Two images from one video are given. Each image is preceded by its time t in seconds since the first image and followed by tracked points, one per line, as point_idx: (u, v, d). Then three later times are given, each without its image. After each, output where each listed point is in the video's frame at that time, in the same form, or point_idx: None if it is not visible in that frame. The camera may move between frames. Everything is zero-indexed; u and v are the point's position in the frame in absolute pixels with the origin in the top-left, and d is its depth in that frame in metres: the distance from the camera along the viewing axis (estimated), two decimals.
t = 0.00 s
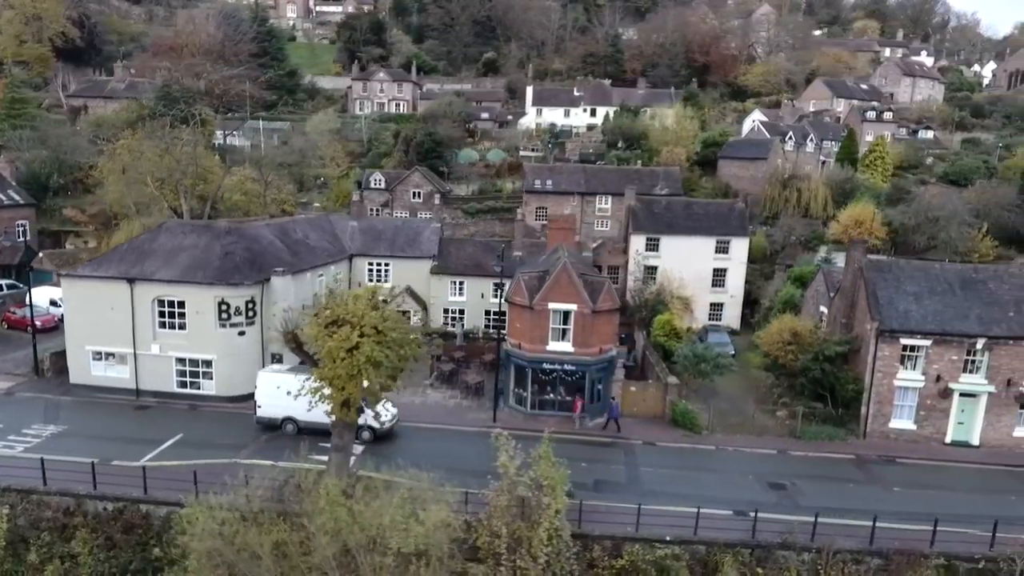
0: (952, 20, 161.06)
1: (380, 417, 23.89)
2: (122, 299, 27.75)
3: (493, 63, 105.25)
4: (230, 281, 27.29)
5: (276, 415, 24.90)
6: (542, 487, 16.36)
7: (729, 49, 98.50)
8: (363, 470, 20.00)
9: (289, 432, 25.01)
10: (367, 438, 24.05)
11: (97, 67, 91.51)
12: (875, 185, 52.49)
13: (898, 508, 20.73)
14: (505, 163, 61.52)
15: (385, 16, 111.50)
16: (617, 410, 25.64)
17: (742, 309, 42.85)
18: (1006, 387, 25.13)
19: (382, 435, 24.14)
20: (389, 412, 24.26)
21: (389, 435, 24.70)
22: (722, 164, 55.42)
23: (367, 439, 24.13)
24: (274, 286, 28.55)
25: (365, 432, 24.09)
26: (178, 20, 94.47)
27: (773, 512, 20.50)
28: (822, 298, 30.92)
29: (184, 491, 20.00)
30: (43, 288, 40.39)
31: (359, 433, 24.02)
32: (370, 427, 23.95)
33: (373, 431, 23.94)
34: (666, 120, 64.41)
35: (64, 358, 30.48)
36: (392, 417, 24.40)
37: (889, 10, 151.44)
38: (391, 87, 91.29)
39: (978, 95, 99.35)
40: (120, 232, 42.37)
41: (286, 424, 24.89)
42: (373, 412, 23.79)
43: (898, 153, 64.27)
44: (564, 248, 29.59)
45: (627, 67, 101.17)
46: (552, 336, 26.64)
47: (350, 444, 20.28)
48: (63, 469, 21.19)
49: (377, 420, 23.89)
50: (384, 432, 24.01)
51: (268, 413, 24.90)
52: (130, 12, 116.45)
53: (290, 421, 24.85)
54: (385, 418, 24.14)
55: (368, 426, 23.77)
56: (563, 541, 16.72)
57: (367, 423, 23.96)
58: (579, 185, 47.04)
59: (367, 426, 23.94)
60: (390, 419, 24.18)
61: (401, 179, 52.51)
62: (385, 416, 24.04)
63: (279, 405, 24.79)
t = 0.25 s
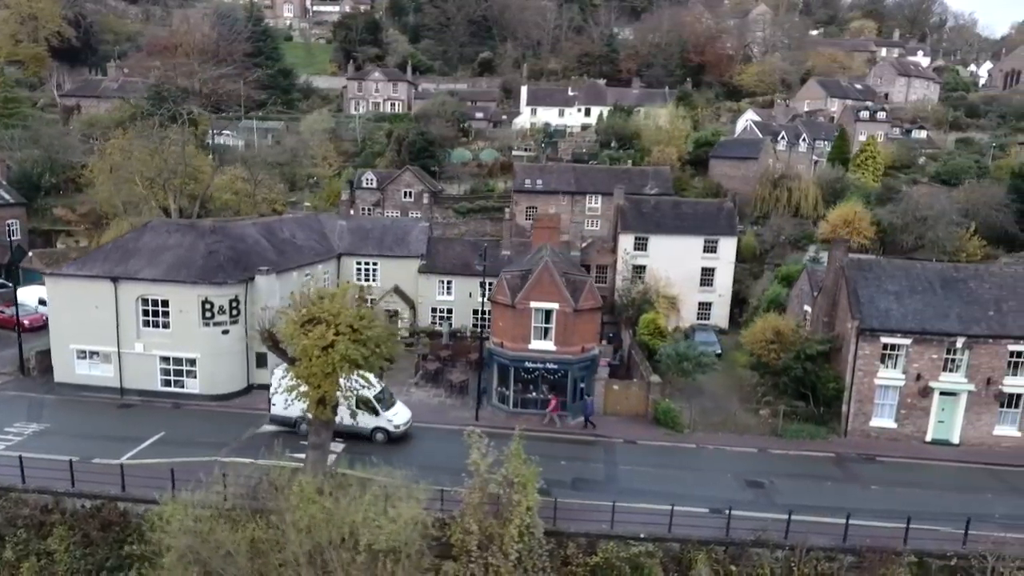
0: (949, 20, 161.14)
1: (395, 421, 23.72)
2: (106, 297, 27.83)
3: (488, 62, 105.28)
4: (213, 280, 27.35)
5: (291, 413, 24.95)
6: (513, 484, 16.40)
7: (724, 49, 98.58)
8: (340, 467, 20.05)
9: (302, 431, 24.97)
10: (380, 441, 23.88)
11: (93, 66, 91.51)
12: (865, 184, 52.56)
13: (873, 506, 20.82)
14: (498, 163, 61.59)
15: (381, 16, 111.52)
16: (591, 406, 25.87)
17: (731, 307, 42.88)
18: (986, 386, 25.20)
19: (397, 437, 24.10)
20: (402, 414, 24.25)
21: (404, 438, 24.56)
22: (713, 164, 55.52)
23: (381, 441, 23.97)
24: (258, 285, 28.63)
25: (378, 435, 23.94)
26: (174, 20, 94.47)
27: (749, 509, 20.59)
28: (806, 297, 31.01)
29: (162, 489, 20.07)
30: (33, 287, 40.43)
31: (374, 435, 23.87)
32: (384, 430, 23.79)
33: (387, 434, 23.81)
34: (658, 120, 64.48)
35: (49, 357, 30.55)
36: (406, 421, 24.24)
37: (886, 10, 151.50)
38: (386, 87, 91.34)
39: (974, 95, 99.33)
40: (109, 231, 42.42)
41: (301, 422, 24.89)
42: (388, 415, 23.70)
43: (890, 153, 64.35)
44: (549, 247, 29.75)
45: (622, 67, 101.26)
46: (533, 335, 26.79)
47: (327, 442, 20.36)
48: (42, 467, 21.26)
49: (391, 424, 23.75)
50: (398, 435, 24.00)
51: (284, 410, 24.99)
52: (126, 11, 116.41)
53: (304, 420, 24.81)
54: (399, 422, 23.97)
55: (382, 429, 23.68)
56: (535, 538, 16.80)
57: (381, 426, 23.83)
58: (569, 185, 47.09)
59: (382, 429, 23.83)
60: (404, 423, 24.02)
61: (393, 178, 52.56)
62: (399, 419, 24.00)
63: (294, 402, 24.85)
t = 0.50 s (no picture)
0: (946, 20, 161.14)
1: (411, 421, 23.79)
2: (90, 296, 27.90)
3: (484, 63, 105.36)
4: (196, 278, 27.40)
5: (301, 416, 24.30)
6: (485, 482, 16.43)
7: (719, 49, 98.66)
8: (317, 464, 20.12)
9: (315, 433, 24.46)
10: (397, 442, 23.91)
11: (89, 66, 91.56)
12: (856, 184, 52.59)
13: (849, 503, 20.90)
14: (491, 163, 61.64)
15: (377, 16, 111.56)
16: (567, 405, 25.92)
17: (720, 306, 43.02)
18: (966, 385, 25.29)
19: (413, 437, 24.16)
20: (417, 414, 24.33)
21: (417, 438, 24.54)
22: (704, 164, 55.61)
23: (397, 442, 24.01)
24: (243, 283, 28.67)
25: (394, 435, 23.94)
26: (169, 20, 94.49)
27: (725, 507, 20.67)
28: (791, 296, 31.11)
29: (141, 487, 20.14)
30: (22, 285, 40.45)
31: (391, 435, 23.87)
32: (400, 430, 23.83)
33: (403, 434, 23.84)
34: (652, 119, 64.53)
35: (35, 356, 30.59)
36: (420, 420, 24.35)
37: (883, 11, 151.54)
38: (382, 87, 91.37)
39: (969, 95, 99.33)
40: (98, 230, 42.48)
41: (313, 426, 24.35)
42: (403, 414, 23.76)
43: (883, 153, 64.40)
44: (534, 245, 29.82)
45: (617, 67, 101.38)
46: (516, 333, 26.91)
47: (305, 439, 20.45)
48: (23, 466, 21.35)
49: (408, 424, 23.79)
50: (413, 434, 24.07)
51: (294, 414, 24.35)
52: (123, 11, 116.46)
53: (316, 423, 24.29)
54: (415, 421, 24.05)
55: (399, 429, 23.69)
56: (508, 534, 16.85)
57: (398, 426, 23.84)
58: (560, 185, 47.14)
59: (398, 429, 23.84)
60: (419, 422, 24.11)
61: (384, 177, 52.60)
62: (415, 419, 24.08)
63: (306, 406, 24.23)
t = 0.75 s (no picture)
0: (943, 20, 161.10)
1: (428, 421, 23.88)
2: (75, 294, 27.98)
3: (480, 63, 105.43)
4: (179, 276, 27.49)
5: (320, 420, 24.06)
6: (457, 479, 16.42)
7: (714, 49, 98.75)
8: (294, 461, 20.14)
9: (333, 436, 24.21)
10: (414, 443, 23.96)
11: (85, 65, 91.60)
12: (848, 183, 52.62)
13: (825, 501, 21.00)
14: (484, 162, 61.71)
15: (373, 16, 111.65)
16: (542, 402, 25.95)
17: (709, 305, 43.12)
18: (947, 383, 25.35)
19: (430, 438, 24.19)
20: (433, 414, 24.39)
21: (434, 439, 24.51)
22: (695, 163, 55.73)
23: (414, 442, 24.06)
24: (227, 282, 28.76)
25: (411, 436, 23.97)
26: (165, 19, 94.66)
27: (702, 504, 20.72)
28: (775, 294, 31.19)
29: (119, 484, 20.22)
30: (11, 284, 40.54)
31: (408, 436, 23.88)
32: (418, 431, 23.88)
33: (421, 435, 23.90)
34: (645, 119, 64.61)
35: (21, 353, 30.66)
36: (436, 420, 24.44)
37: (881, 11, 151.51)
38: (377, 87, 91.45)
39: (964, 95, 99.32)
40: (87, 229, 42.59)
41: (333, 428, 24.12)
42: (420, 414, 23.85)
43: (875, 153, 64.43)
44: (519, 244, 29.96)
45: (612, 67, 101.45)
46: (499, 331, 26.99)
47: (284, 437, 20.51)
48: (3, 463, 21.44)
49: (425, 424, 23.86)
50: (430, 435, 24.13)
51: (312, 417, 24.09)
52: (120, 11, 116.63)
53: (335, 425, 24.09)
54: (431, 421, 24.13)
55: (417, 430, 23.76)
56: (482, 531, 16.87)
57: (415, 426, 23.90)
58: (550, 184, 47.20)
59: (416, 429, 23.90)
60: (436, 422, 24.20)
61: (375, 177, 52.68)
62: (431, 419, 24.16)
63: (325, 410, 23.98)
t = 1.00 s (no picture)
0: (941, 20, 160.96)
1: (446, 422, 23.63)
2: (60, 292, 28.03)
3: (475, 62, 105.44)
4: (164, 275, 27.58)
5: (339, 419, 24.28)
6: (430, 475, 16.46)
7: (709, 49, 98.79)
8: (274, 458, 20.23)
9: (352, 437, 24.31)
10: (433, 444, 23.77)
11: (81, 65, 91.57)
12: (839, 183, 52.69)
13: (803, 498, 21.12)
14: (477, 162, 61.75)
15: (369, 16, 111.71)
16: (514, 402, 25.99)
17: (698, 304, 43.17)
18: (928, 380, 25.41)
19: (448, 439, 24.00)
20: (453, 415, 24.17)
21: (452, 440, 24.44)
22: (687, 163, 55.82)
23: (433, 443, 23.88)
24: (212, 280, 28.87)
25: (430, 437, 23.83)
26: (161, 19, 94.74)
27: (679, 501, 20.82)
28: (760, 293, 31.29)
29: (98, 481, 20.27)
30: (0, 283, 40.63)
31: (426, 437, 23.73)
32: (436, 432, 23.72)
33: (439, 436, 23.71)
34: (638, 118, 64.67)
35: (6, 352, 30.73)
36: (456, 422, 24.19)
37: (879, 11, 151.33)
38: (372, 86, 91.48)
39: (960, 94, 99.34)
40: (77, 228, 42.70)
41: (351, 428, 24.23)
42: (438, 415, 23.66)
43: (869, 152, 64.44)
44: (503, 243, 30.11)
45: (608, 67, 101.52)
46: (482, 329, 27.12)
47: (263, 435, 20.57)
48: None
49: (443, 425, 23.65)
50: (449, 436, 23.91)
51: (332, 417, 24.30)
52: (117, 10, 116.74)
53: (354, 426, 24.20)
54: (451, 423, 23.90)
55: (434, 430, 23.59)
56: (456, 527, 16.92)
57: (433, 427, 23.74)
58: (540, 183, 47.25)
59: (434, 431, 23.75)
60: (454, 423, 23.93)
61: (367, 176, 52.75)
62: (450, 420, 23.91)
63: (344, 409, 24.15)
